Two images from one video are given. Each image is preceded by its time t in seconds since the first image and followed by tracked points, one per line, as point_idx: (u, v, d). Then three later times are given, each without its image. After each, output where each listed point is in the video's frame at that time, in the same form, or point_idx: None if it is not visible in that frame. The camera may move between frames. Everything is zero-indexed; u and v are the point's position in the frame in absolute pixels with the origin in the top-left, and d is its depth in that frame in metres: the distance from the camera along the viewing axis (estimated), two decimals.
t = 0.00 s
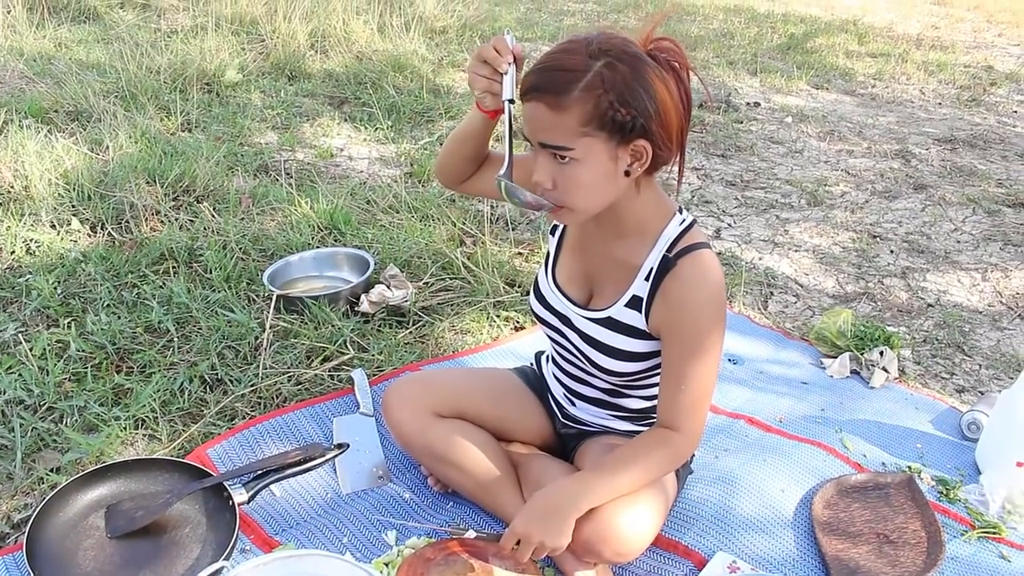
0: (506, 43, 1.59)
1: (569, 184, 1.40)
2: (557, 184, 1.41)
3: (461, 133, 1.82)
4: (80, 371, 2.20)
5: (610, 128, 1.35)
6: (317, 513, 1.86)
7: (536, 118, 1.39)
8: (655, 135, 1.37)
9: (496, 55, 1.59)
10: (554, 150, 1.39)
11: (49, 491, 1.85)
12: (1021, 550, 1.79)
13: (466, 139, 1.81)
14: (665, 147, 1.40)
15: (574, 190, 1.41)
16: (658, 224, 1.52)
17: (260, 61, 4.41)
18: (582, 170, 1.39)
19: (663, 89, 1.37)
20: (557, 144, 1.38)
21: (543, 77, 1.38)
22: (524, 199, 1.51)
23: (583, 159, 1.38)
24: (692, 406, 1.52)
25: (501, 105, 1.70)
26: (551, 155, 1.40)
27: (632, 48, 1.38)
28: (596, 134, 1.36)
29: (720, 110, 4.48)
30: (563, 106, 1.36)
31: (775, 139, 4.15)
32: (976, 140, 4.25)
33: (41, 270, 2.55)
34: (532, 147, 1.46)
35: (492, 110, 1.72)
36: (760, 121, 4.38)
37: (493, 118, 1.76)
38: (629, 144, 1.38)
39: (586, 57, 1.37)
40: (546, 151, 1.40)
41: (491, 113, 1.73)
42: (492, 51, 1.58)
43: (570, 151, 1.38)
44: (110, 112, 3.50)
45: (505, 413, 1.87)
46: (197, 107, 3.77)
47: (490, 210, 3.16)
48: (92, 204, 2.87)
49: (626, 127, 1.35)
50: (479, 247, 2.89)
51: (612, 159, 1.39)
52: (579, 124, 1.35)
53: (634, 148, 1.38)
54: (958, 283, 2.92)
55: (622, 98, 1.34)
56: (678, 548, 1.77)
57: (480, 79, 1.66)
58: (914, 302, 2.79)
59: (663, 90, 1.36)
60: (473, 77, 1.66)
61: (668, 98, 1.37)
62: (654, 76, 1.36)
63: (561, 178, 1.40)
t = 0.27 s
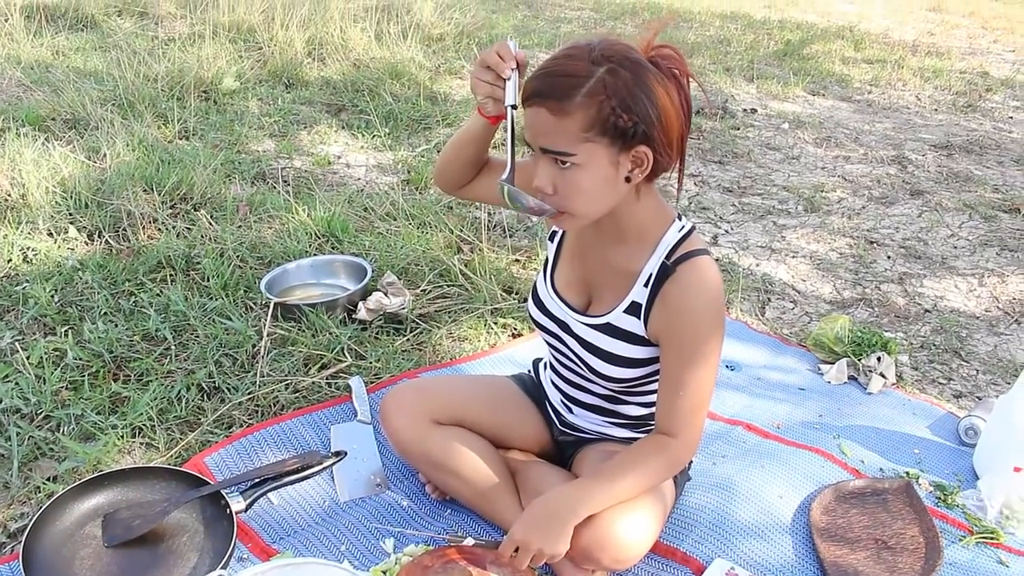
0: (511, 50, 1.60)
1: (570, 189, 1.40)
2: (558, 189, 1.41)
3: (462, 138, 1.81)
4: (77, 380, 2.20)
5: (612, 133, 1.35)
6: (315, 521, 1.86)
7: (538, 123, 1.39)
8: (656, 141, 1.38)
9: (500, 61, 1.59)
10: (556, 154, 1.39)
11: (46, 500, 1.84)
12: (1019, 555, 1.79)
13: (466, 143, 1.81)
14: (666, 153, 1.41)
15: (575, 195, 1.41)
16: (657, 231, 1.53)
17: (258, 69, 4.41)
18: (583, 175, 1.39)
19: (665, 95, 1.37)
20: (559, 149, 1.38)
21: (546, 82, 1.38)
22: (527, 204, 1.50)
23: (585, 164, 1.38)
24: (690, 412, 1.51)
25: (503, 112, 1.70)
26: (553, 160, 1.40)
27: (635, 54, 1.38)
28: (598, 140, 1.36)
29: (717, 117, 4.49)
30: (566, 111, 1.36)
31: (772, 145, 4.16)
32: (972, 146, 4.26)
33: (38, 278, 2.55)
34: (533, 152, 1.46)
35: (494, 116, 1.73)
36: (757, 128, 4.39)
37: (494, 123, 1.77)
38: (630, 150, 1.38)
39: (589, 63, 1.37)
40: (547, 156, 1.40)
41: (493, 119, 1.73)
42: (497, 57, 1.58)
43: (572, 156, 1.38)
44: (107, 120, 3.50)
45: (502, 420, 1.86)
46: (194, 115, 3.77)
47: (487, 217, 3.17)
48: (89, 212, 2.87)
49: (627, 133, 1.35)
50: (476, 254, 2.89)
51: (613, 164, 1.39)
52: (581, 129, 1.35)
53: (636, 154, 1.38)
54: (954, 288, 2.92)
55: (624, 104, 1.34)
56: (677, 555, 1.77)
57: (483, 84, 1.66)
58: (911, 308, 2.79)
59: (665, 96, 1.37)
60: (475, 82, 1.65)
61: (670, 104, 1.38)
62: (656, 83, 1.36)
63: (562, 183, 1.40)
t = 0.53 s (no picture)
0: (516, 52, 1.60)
1: (570, 193, 1.40)
2: (558, 193, 1.41)
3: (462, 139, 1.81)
4: (73, 386, 2.20)
5: (613, 137, 1.36)
6: (310, 527, 1.85)
7: (539, 126, 1.39)
8: (657, 146, 1.38)
9: (503, 64, 1.59)
10: (557, 158, 1.39)
11: (41, 506, 1.84)
12: (1016, 560, 1.79)
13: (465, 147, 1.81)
14: (667, 158, 1.41)
15: (575, 199, 1.41)
16: (656, 235, 1.53)
17: (254, 75, 4.41)
18: (584, 179, 1.39)
19: (667, 100, 1.37)
20: (559, 153, 1.38)
21: (547, 86, 1.38)
22: (528, 205, 1.48)
23: (586, 168, 1.38)
24: (688, 417, 1.51)
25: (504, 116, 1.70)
26: (553, 163, 1.40)
27: (636, 59, 1.39)
28: (599, 144, 1.36)
29: (713, 123, 4.50)
30: (567, 115, 1.36)
31: (768, 151, 4.17)
32: (967, 152, 4.27)
33: (34, 284, 2.55)
34: (534, 155, 1.46)
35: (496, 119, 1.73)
36: (753, 134, 4.40)
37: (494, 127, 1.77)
38: (631, 154, 1.38)
39: (591, 67, 1.37)
40: (547, 159, 1.40)
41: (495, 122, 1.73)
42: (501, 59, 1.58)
43: (573, 159, 1.38)
44: (104, 126, 3.51)
45: (499, 425, 1.86)
46: (191, 121, 3.77)
47: (484, 223, 3.17)
48: (85, 218, 2.87)
49: (628, 138, 1.36)
50: (473, 260, 2.89)
51: (614, 168, 1.39)
52: (582, 133, 1.36)
53: (636, 159, 1.39)
54: (950, 294, 2.93)
55: (626, 108, 1.35)
56: (674, 561, 1.76)
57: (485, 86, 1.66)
58: (907, 313, 2.79)
59: (667, 101, 1.37)
60: (478, 85, 1.65)
61: (671, 108, 1.38)
62: (658, 88, 1.37)
63: (562, 186, 1.40)
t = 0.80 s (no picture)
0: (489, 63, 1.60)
1: (572, 196, 1.40)
2: (559, 196, 1.41)
3: (452, 152, 1.82)
4: (71, 390, 2.19)
5: (614, 141, 1.36)
6: (308, 531, 1.85)
7: (541, 129, 1.39)
8: (658, 149, 1.38)
9: (477, 76, 1.60)
10: (558, 161, 1.39)
11: (39, 510, 1.84)
12: (1014, 564, 1.79)
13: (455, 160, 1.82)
14: (668, 161, 1.41)
15: (576, 202, 1.41)
16: (656, 239, 1.53)
17: (253, 79, 4.41)
18: (585, 182, 1.39)
19: (668, 103, 1.37)
20: (560, 156, 1.38)
21: (549, 89, 1.38)
22: (515, 220, 1.64)
23: (587, 171, 1.38)
24: (688, 420, 1.51)
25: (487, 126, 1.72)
26: (554, 166, 1.40)
27: (638, 62, 1.39)
28: (600, 147, 1.37)
29: (711, 127, 4.51)
30: (569, 118, 1.36)
31: (766, 155, 4.18)
32: (965, 156, 4.28)
33: (32, 288, 2.55)
34: (534, 158, 1.46)
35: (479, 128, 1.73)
36: (751, 138, 4.41)
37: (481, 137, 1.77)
38: (632, 157, 1.38)
39: (593, 70, 1.38)
40: (548, 162, 1.40)
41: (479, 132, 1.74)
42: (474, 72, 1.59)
43: (574, 162, 1.38)
44: (102, 130, 3.51)
45: (498, 430, 1.86)
46: (189, 125, 3.77)
47: (482, 227, 3.17)
48: (83, 222, 2.87)
49: (629, 141, 1.36)
50: (471, 264, 2.89)
51: (614, 172, 1.39)
52: (584, 136, 1.36)
53: (637, 162, 1.39)
54: (948, 298, 2.93)
55: (628, 111, 1.35)
56: (672, 565, 1.76)
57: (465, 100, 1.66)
58: (905, 317, 2.80)
59: (668, 104, 1.37)
60: (457, 100, 1.66)
61: (672, 112, 1.38)
62: (660, 91, 1.37)
63: (563, 190, 1.40)
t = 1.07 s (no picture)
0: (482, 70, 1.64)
1: (571, 195, 1.40)
2: (559, 194, 1.41)
3: (447, 160, 1.83)
4: (70, 391, 2.19)
5: (614, 139, 1.36)
6: (308, 531, 1.85)
7: (541, 127, 1.39)
8: (658, 148, 1.38)
9: (469, 81, 1.63)
10: (558, 159, 1.39)
11: (38, 511, 1.84)
12: (1013, 564, 1.79)
13: (449, 168, 1.83)
14: (668, 160, 1.41)
15: (576, 200, 1.41)
16: (655, 239, 1.53)
17: (252, 79, 4.41)
18: (584, 181, 1.39)
19: (668, 103, 1.37)
20: (560, 154, 1.38)
21: (549, 87, 1.39)
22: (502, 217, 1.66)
23: (586, 169, 1.38)
24: (687, 420, 1.51)
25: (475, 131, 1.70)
26: (553, 165, 1.40)
27: (639, 61, 1.39)
28: (600, 145, 1.37)
29: (710, 127, 4.51)
30: (569, 116, 1.36)
31: (765, 155, 4.18)
32: (964, 156, 4.28)
33: (31, 288, 2.55)
34: (534, 157, 1.46)
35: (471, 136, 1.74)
36: (750, 138, 4.41)
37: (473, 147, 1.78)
38: (632, 156, 1.38)
39: (593, 69, 1.38)
40: (548, 160, 1.40)
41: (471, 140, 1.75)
42: (467, 78, 1.63)
43: (573, 160, 1.38)
44: (101, 130, 3.51)
45: (497, 430, 1.86)
46: (188, 125, 3.77)
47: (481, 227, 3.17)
48: (82, 222, 2.87)
49: (630, 140, 1.36)
50: (470, 264, 2.89)
51: (614, 171, 1.39)
52: (583, 134, 1.36)
53: (637, 161, 1.39)
54: (947, 298, 2.93)
55: (628, 110, 1.35)
56: (672, 565, 1.76)
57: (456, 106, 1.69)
58: (904, 317, 2.80)
59: (668, 103, 1.37)
60: (448, 105, 1.68)
61: (673, 111, 1.38)
62: (660, 90, 1.37)
63: (563, 188, 1.40)
